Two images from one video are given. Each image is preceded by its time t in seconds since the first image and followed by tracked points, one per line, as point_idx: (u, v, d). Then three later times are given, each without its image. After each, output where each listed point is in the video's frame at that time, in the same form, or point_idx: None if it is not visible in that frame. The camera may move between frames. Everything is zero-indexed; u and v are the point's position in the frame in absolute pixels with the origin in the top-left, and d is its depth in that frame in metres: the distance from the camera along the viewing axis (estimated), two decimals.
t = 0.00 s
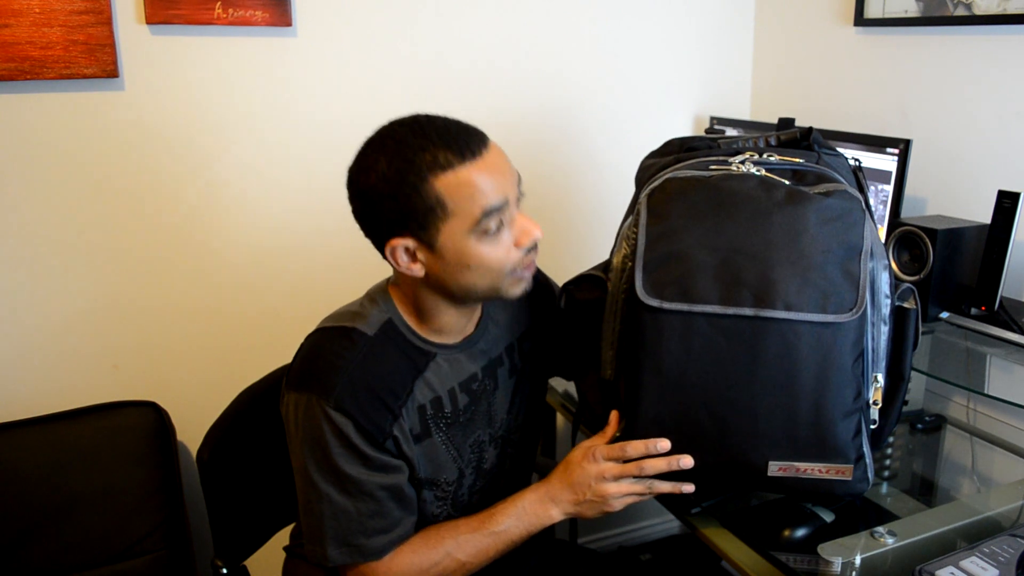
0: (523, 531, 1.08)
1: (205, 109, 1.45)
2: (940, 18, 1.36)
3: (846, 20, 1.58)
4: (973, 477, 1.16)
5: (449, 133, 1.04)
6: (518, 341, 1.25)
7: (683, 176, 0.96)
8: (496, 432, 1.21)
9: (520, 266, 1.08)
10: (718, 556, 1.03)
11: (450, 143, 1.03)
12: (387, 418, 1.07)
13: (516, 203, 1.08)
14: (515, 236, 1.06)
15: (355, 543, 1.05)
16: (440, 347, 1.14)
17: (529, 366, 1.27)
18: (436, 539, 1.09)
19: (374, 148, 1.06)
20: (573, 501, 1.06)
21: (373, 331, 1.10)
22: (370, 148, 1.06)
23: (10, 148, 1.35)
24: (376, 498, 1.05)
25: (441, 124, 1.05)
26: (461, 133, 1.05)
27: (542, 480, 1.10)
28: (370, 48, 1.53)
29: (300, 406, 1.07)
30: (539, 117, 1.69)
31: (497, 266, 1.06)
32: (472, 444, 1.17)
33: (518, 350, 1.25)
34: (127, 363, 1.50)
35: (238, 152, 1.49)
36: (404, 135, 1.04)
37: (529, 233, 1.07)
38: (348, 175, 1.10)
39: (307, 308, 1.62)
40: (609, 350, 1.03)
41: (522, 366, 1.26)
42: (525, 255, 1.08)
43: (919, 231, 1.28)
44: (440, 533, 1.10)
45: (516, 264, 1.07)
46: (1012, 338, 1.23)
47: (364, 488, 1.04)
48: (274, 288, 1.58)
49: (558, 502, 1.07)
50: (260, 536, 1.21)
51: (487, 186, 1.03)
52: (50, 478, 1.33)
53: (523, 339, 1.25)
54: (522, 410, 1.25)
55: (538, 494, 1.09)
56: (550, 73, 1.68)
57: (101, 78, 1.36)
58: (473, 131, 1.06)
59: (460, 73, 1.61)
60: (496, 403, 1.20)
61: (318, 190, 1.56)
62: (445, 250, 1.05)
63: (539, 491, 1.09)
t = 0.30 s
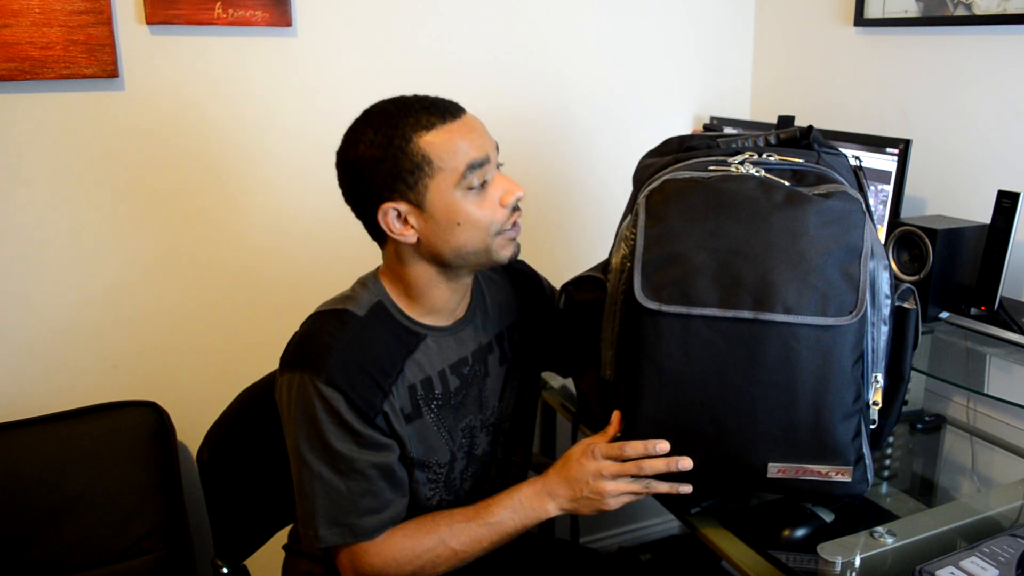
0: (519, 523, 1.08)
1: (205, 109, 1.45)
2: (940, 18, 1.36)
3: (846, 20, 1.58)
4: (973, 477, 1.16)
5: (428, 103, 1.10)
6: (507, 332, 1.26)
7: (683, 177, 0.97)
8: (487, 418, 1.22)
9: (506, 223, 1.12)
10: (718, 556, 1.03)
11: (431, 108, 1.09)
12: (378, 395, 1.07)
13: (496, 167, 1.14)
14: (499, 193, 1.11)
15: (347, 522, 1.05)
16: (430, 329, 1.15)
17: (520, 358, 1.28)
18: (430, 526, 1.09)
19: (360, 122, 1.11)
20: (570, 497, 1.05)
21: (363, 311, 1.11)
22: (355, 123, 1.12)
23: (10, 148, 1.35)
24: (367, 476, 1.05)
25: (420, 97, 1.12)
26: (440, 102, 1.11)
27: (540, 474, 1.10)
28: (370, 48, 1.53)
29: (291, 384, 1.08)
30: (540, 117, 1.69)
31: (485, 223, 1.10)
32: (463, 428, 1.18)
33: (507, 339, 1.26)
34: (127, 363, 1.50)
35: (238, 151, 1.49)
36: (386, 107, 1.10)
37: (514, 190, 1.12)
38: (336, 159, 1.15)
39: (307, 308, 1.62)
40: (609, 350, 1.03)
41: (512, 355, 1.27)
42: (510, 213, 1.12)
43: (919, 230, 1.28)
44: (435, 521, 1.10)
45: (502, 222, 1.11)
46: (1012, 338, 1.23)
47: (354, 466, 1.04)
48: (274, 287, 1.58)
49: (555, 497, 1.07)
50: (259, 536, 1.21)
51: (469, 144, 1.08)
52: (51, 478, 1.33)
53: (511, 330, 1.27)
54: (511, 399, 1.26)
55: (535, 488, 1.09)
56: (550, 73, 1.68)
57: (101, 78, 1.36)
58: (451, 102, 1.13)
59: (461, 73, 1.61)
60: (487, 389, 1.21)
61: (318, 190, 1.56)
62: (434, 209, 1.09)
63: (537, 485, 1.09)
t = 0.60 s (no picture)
0: (516, 520, 1.08)
1: (205, 108, 1.45)
2: (940, 18, 1.36)
3: (846, 20, 1.58)
4: (973, 477, 1.16)
5: (424, 93, 1.13)
6: (502, 326, 1.27)
7: (682, 177, 0.97)
8: (483, 411, 1.21)
9: (499, 211, 1.13)
10: (718, 556, 1.03)
11: (428, 97, 1.12)
12: (373, 379, 1.07)
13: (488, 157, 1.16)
14: (492, 181, 1.13)
15: (343, 510, 1.05)
16: (426, 319, 1.16)
17: (515, 354, 1.28)
18: (427, 518, 1.09)
19: (358, 113, 1.13)
20: (568, 496, 1.05)
21: (359, 301, 1.12)
22: (353, 113, 1.14)
23: (10, 148, 1.35)
24: (363, 464, 1.05)
25: (416, 89, 1.14)
26: (435, 93, 1.14)
27: (538, 472, 1.10)
28: (370, 48, 1.53)
29: (288, 371, 1.08)
30: (540, 117, 1.69)
31: (478, 207, 1.11)
32: (460, 418, 1.18)
33: (501, 334, 1.26)
34: (127, 363, 1.50)
35: (238, 150, 1.49)
36: (384, 97, 1.12)
37: (506, 178, 1.13)
38: (334, 150, 1.17)
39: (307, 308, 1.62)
40: (608, 350, 1.03)
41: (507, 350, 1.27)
42: (502, 200, 1.14)
43: (919, 230, 1.28)
44: (432, 513, 1.10)
45: (495, 207, 1.12)
46: (1012, 338, 1.23)
47: (350, 453, 1.05)
48: (275, 287, 1.58)
49: (553, 496, 1.07)
50: (259, 536, 1.21)
51: (464, 130, 1.11)
52: (51, 478, 1.33)
53: (506, 325, 1.27)
54: (506, 393, 1.26)
55: (533, 486, 1.09)
56: (550, 73, 1.68)
57: (101, 78, 1.36)
58: (446, 95, 1.16)
59: (461, 72, 1.61)
60: (482, 380, 1.21)
61: (318, 190, 1.56)
62: (428, 193, 1.10)
63: (535, 483, 1.09)
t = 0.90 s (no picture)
0: (514, 518, 1.08)
1: (204, 108, 1.45)
2: (940, 18, 1.36)
3: (846, 20, 1.58)
4: (973, 477, 1.16)
5: (433, 92, 1.13)
6: (499, 324, 1.26)
7: (682, 177, 0.97)
8: (480, 409, 1.21)
9: (501, 212, 1.14)
10: (718, 556, 1.03)
11: (437, 97, 1.12)
12: (371, 374, 1.08)
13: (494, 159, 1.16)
14: (496, 182, 1.13)
15: (341, 505, 1.05)
16: (423, 315, 1.16)
17: (512, 352, 1.28)
18: (424, 515, 1.09)
19: (368, 108, 1.13)
20: (565, 495, 1.05)
21: (358, 298, 1.12)
22: (363, 109, 1.14)
23: (10, 148, 1.35)
24: (361, 459, 1.05)
25: (427, 88, 1.15)
26: (444, 93, 1.14)
27: (536, 471, 1.10)
28: (370, 49, 1.53)
29: (288, 365, 1.08)
30: (540, 117, 1.69)
31: (481, 208, 1.11)
32: (457, 415, 1.18)
33: (499, 332, 1.26)
34: (127, 363, 1.50)
35: (238, 150, 1.49)
36: (394, 94, 1.13)
37: (510, 181, 1.14)
38: (341, 143, 1.17)
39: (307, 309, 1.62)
40: (608, 350, 1.03)
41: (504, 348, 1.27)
42: (505, 202, 1.14)
43: (919, 230, 1.28)
44: (429, 510, 1.10)
45: (498, 209, 1.13)
46: (1012, 338, 1.23)
47: (348, 448, 1.04)
48: (275, 287, 1.58)
49: (551, 495, 1.07)
50: (259, 536, 1.21)
51: (472, 131, 1.11)
52: (51, 479, 1.33)
53: (503, 324, 1.27)
54: (503, 391, 1.26)
55: (531, 484, 1.09)
56: (550, 73, 1.68)
57: (101, 78, 1.36)
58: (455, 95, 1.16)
59: (460, 73, 1.61)
60: (480, 378, 1.21)
61: (318, 190, 1.56)
62: (432, 191, 1.10)
63: (533, 481, 1.09)
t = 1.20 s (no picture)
0: (513, 518, 1.08)
1: (205, 108, 1.45)
2: (940, 18, 1.36)
3: (846, 20, 1.58)
4: (973, 477, 1.16)
5: (451, 92, 1.14)
6: (497, 324, 1.26)
7: (682, 177, 0.97)
8: (479, 409, 1.21)
9: (512, 215, 1.16)
10: (718, 556, 1.03)
11: (458, 98, 1.14)
12: (370, 374, 1.08)
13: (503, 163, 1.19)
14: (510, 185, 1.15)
15: (341, 506, 1.05)
16: (421, 316, 1.15)
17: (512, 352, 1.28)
18: (424, 516, 1.09)
19: (385, 103, 1.12)
20: (564, 496, 1.05)
21: (357, 298, 1.12)
22: (379, 103, 1.13)
23: (9, 148, 1.35)
24: (360, 460, 1.05)
25: (442, 88, 1.15)
26: (460, 93, 1.15)
27: (535, 472, 1.10)
28: (370, 48, 1.53)
29: (286, 367, 1.08)
30: (540, 117, 1.69)
31: (500, 208, 1.13)
32: (456, 415, 1.18)
33: (498, 332, 1.26)
34: (127, 363, 1.50)
35: (238, 150, 1.49)
36: (413, 90, 1.13)
37: (521, 185, 1.17)
38: (353, 136, 1.15)
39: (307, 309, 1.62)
40: (608, 350, 1.03)
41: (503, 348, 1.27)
42: (517, 204, 1.17)
43: (919, 230, 1.28)
44: (429, 510, 1.10)
45: (512, 210, 1.15)
46: (1012, 338, 1.23)
47: (347, 449, 1.05)
48: (275, 286, 1.58)
49: (550, 495, 1.07)
50: (259, 536, 1.21)
51: (493, 133, 1.13)
52: (51, 478, 1.33)
53: (502, 323, 1.27)
54: (501, 391, 1.26)
55: (530, 485, 1.09)
56: (550, 73, 1.68)
57: (101, 78, 1.36)
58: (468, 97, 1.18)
59: (460, 73, 1.61)
60: (478, 378, 1.21)
61: (318, 190, 1.56)
62: (453, 189, 1.10)
63: (532, 482, 1.09)
